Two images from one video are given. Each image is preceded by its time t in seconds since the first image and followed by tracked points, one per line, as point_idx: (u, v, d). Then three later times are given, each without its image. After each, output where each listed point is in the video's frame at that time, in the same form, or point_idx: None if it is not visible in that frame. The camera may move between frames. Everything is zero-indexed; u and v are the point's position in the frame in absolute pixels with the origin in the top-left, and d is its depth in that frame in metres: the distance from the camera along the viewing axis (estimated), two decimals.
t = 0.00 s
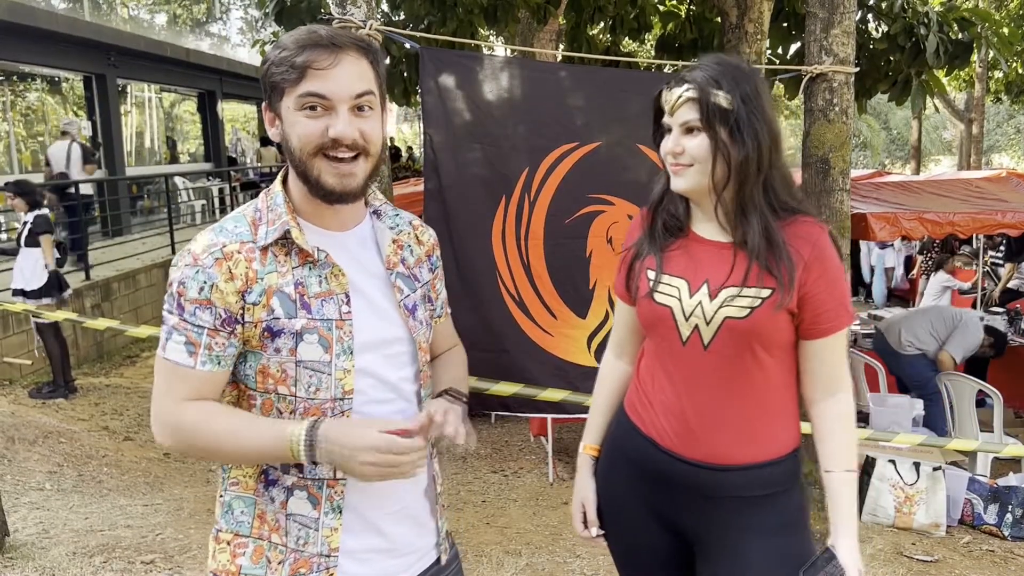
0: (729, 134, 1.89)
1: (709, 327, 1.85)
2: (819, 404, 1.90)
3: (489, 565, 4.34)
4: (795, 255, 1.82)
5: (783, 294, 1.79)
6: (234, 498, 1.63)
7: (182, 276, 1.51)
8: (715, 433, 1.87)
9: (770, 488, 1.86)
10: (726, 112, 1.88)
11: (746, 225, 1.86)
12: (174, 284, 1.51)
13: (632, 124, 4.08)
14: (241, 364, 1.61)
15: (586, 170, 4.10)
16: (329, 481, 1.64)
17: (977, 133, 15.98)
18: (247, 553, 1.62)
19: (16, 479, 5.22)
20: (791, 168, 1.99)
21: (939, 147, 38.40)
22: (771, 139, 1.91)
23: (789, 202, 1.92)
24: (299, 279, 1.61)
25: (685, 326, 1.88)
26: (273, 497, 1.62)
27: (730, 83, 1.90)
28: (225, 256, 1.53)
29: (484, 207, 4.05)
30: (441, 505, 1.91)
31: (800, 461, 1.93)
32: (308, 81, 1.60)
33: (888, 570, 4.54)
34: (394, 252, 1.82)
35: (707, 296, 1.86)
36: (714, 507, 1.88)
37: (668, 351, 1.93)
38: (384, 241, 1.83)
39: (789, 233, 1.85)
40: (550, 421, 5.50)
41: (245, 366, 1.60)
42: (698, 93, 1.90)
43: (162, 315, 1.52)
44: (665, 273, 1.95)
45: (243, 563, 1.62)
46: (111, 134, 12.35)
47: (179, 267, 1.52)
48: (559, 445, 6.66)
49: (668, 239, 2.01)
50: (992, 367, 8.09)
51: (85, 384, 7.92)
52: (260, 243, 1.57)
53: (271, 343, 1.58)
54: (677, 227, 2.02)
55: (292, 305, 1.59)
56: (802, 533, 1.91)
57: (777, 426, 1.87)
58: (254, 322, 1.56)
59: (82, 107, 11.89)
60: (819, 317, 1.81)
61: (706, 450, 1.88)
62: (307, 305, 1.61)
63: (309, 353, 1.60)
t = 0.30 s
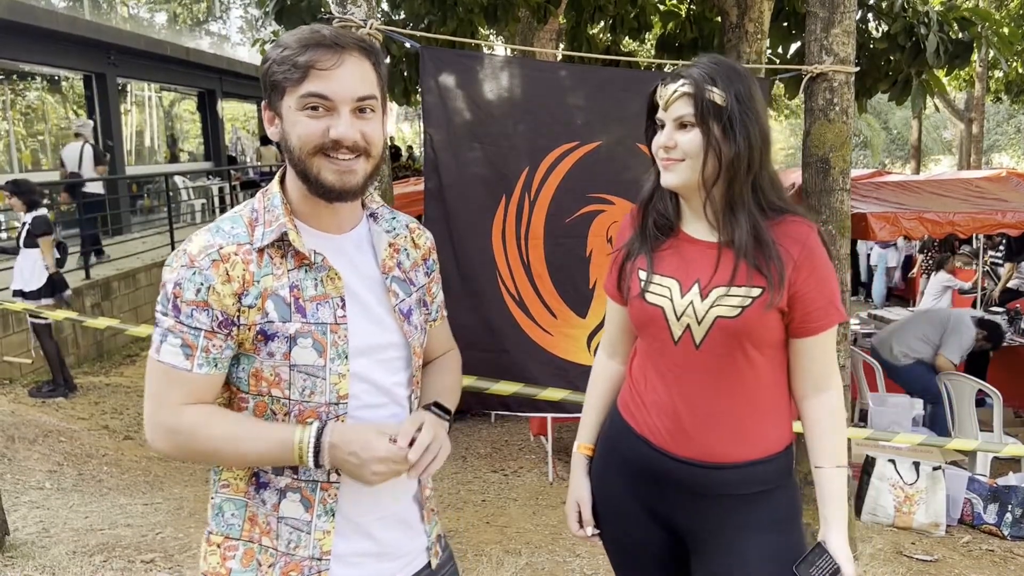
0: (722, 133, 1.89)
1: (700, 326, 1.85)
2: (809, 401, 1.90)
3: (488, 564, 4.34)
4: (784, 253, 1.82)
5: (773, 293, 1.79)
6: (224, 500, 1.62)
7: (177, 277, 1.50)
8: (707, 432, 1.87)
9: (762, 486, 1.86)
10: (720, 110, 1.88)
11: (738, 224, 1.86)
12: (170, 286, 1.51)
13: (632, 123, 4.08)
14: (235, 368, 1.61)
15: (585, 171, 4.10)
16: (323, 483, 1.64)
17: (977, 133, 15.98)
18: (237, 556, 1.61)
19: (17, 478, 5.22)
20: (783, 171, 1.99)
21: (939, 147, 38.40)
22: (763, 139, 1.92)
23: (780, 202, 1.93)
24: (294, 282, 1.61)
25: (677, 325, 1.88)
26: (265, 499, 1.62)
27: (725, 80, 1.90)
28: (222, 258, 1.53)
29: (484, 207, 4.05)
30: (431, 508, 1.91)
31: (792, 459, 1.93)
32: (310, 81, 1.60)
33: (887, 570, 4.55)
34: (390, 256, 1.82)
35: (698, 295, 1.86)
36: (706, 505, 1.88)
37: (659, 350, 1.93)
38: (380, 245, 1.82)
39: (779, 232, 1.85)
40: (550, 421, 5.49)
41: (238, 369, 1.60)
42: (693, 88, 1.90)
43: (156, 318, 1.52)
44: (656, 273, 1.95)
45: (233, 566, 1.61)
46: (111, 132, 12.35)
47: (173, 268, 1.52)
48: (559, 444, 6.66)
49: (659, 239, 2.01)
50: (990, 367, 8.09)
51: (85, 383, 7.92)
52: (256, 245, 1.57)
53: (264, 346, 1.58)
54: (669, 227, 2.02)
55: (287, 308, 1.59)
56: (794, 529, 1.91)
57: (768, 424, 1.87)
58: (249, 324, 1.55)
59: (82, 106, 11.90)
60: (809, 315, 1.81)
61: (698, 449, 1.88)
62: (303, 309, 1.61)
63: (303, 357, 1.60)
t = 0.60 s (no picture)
0: (720, 132, 1.89)
1: (702, 326, 1.84)
2: (812, 400, 1.90)
3: (488, 563, 4.35)
4: (786, 252, 1.82)
5: (775, 291, 1.79)
6: (225, 501, 1.59)
7: (176, 275, 1.46)
8: (710, 432, 1.87)
9: (766, 486, 1.86)
10: (717, 110, 1.88)
11: (737, 224, 1.86)
12: (168, 283, 1.46)
13: (632, 122, 4.08)
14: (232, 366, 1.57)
15: (586, 170, 4.10)
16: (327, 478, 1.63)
17: (977, 132, 15.99)
18: (241, 556, 1.58)
19: (16, 477, 5.22)
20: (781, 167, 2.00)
21: (938, 146, 38.40)
22: (761, 136, 1.92)
23: (780, 199, 1.93)
24: (295, 277, 1.58)
25: (679, 325, 1.88)
26: (267, 498, 1.59)
27: (721, 80, 1.91)
28: (222, 254, 1.49)
29: (486, 207, 4.05)
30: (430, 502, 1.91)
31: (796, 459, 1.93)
32: (305, 65, 1.59)
33: (887, 569, 4.55)
34: (385, 249, 1.83)
35: (700, 295, 1.86)
36: (711, 506, 1.88)
37: (662, 351, 1.93)
38: (374, 239, 1.83)
39: (780, 230, 1.85)
40: (550, 419, 5.50)
41: (237, 368, 1.56)
42: (689, 90, 1.90)
43: (152, 317, 1.46)
44: (657, 273, 1.95)
45: (237, 566, 1.58)
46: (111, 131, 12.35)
47: (171, 266, 1.47)
48: (558, 443, 6.67)
49: (659, 239, 2.01)
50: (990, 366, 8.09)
51: (84, 381, 7.93)
52: (257, 240, 1.54)
53: (265, 343, 1.55)
54: (668, 227, 2.02)
55: (289, 304, 1.56)
56: (799, 529, 1.91)
57: (771, 424, 1.87)
58: (250, 322, 1.52)
59: (81, 104, 11.89)
60: (811, 313, 1.81)
61: (700, 449, 1.88)
62: (304, 304, 1.58)
63: (306, 352, 1.57)
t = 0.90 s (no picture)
0: (729, 125, 1.89)
1: (712, 324, 1.84)
2: (825, 400, 1.89)
3: (488, 562, 4.35)
4: (797, 249, 1.81)
5: (786, 288, 1.78)
6: (237, 502, 1.54)
7: (173, 263, 1.45)
8: (720, 431, 1.86)
9: (776, 487, 1.86)
10: (727, 103, 1.88)
11: (748, 218, 1.86)
12: (166, 274, 1.44)
13: (632, 121, 4.08)
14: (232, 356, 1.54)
15: (586, 168, 4.09)
16: (334, 467, 1.60)
17: (976, 130, 15.99)
18: (258, 556, 1.55)
19: (15, 476, 5.22)
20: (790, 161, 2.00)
21: (938, 145, 38.40)
22: (772, 130, 1.92)
23: (791, 194, 1.93)
24: (286, 263, 1.58)
25: (688, 323, 1.88)
26: (275, 495, 1.55)
27: (731, 74, 1.90)
28: (214, 237, 1.49)
29: (485, 204, 4.05)
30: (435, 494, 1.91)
31: (806, 460, 1.92)
32: (312, 78, 1.56)
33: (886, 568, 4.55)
34: (367, 244, 1.83)
35: (710, 292, 1.86)
36: (719, 506, 1.88)
37: (671, 349, 1.93)
38: (356, 235, 1.83)
39: (791, 226, 1.85)
40: (549, 418, 5.50)
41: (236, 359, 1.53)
42: (698, 83, 1.91)
43: (156, 312, 1.44)
44: (666, 270, 1.95)
45: (255, 566, 1.54)
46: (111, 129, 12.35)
47: (166, 257, 1.46)
48: (558, 442, 6.67)
49: (668, 236, 2.01)
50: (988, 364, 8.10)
51: (84, 380, 7.93)
52: (244, 230, 1.54)
53: (264, 328, 1.53)
54: (678, 224, 2.01)
55: (283, 288, 1.55)
56: (809, 531, 1.90)
57: (782, 422, 1.86)
58: (249, 303, 1.51)
59: (81, 103, 11.88)
60: (823, 311, 1.81)
61: (710, 449, 1.87)
62: (298, 288, 1.57)
63: (303, 335, 1.56)
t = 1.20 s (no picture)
0: (740, 126, 1.88)
1: (723, 322, 1.84)
2: (837, 401, 1.89)
3: (487, 561, 4.34)
4: (811, 247, 1.81)
5: (799, 286, 1.78)
6: (230, 500, 1.54)
7: (177, 267, 1.43)
8: (730, 430, 1.86)
9: (784, 488, 1.85)
10: (735, 103, 1.87)
11: (761, 218, 1.86)
12: (170, 276, 1.42)
13: (632, 119, 4.07)
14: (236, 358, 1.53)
15: (587, 166, 4.09)
16: (333, 468, 1.59)
17: (976, 129, 15.99)
18: (249, 555, 1.54)
19: (14, 475, 5.21)
20: (804, 161, 1.99)
21: (938, 144, 38.40)
22: (783, 130, 1.91)
23: (804, 193, 1.92)
24: (291, 266, 1.57)
25: (699, 321, 1.88)
26: (274, 493, 1.55)
27: (739, 72, 1.89)
28: (223, 242, 1.47)
29: (485, 204, 4.05)
30: (432, 494, 1.91)
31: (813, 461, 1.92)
32: (315, 77, 1.55)
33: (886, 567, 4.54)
34: (370, 244, 1.83)
35: (721, 290, 1.85)
36: (727, 507, 1.87)
37: (681, 348, 1.93)
38: (359, 235, 1.83)
39: (804, 225, 1.85)
40: (548, 417, 5.50)
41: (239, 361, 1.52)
42: (706, 85, 1.90)
43: (157, 314, 1.42)
44: (677, 268, 1.95)
45: (246, 565, 1.53)
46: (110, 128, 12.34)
47: (171, 259, 1.44)
48: (558, 440, 6.67)
49: (680, 234, 2.00)
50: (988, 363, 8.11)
51: (83, 379, 7.93)
52: (251, 232, 1.52)
53: (268, 331, 1.52)
54: (690, 222, 2.01)
55: (288, 290, 1.55)
56: (818, 534, 1.89)
57: (793, 423, 1.86)
58: (254, 309, 1.50)
59: (80, 102, 11.88)
60: (836, 311, 1.80)
61: (719, 448, 1.87)
62: (302, 291, 1.57)
63: (308, 337, 1.56)
